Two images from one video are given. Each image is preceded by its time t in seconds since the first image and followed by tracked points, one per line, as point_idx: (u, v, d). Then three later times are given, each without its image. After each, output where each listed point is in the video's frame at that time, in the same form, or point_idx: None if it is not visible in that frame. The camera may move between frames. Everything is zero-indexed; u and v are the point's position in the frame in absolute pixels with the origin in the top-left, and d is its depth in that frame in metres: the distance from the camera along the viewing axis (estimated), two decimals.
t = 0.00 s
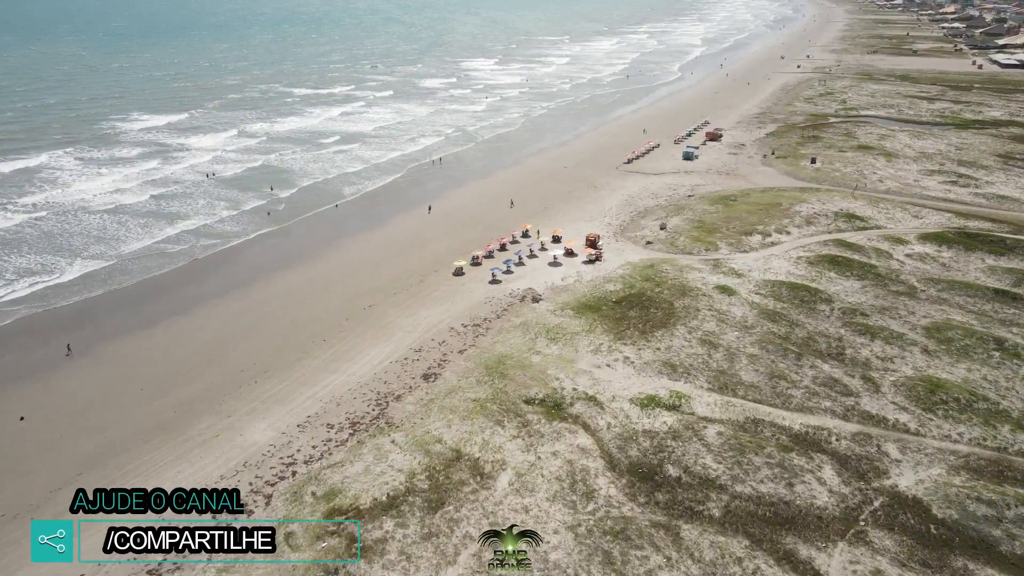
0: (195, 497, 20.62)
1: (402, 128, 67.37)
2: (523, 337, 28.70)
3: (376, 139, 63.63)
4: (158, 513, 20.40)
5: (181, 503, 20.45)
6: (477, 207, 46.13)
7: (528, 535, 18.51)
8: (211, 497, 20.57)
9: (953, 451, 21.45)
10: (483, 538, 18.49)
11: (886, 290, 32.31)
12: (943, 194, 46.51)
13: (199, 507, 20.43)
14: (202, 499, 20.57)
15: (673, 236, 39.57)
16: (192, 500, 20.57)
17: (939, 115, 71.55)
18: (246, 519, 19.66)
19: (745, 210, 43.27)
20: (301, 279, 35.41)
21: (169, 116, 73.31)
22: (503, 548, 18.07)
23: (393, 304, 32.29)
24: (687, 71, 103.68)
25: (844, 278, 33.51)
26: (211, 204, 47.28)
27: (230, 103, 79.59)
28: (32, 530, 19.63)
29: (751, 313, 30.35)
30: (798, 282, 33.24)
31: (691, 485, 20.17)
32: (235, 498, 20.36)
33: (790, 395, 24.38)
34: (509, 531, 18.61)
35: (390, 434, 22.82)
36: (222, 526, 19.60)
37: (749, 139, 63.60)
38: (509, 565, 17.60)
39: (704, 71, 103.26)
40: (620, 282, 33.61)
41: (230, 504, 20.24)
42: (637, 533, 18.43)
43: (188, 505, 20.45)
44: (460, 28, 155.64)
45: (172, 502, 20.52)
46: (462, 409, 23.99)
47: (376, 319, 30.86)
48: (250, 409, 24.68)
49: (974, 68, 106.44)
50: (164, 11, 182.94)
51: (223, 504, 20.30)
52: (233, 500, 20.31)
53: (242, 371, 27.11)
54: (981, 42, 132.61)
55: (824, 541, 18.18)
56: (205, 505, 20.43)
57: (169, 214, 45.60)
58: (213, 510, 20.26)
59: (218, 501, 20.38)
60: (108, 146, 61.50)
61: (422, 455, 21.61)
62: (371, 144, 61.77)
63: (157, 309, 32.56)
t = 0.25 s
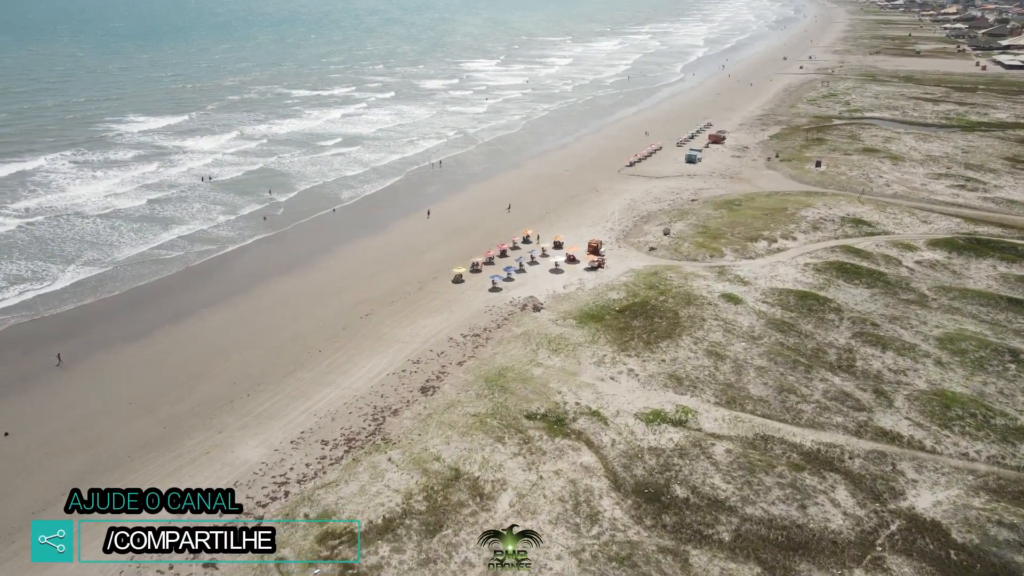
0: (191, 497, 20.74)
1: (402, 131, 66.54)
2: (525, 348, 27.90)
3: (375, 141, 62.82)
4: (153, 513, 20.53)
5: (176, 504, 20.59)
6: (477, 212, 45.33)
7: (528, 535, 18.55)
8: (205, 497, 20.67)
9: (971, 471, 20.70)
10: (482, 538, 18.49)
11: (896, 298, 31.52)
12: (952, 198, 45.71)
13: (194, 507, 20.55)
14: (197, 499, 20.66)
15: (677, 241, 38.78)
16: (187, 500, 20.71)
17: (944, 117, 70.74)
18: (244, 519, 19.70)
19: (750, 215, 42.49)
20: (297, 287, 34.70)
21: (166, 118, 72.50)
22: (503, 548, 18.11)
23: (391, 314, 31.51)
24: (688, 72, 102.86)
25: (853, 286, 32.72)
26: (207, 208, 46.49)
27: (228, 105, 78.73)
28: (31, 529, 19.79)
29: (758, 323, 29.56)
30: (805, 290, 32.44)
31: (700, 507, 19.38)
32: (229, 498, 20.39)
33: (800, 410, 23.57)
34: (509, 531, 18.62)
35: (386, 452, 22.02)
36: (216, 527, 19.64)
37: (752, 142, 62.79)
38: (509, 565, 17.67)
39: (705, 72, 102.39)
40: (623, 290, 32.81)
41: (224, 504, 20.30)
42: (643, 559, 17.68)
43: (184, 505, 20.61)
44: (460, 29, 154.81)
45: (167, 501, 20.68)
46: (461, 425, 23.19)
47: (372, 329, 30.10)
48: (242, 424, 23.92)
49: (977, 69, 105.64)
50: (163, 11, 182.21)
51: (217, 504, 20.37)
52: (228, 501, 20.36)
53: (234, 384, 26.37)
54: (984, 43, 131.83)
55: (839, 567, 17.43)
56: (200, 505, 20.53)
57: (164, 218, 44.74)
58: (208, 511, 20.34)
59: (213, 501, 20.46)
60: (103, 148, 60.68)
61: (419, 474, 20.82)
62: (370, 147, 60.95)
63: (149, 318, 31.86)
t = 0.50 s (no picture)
0: (191, 497, 20.78)
1: (401, 133, 65.85)
2: (525, 359, 27.23)
3: (374, 144, 62.11)
4: (153, 513, 20.54)
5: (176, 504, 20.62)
6: (476, 216, 44.61)
7: (528, 535, 18.60)
8: (205, 497, 20.71)
9: (987, 488, 20.06)
10: (482, 538, 18.50)
11: (905, 306, 30.86)
12: (959, 202, 45.04)
13: (194, 507, 20.60)
14: (197, 499, 20.70)
15: (680, 247, 38.12)
16: (188, 500, 20.75)
17: (949, 119, 70.04)
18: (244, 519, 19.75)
19: (754, 219, 41.83)
20: (293, 293, 34.02)
21: (163, 120, 71.77)
22: (503, 549, 18.16)
23: (389, 321, 30.78)
24: (689, 73, 102.19)
25: (860, 293, 32.05)
26: (204, 212, 45.78)
27: (225, 107, 77.98)
28: (32, 530, 19.72)
29: (765, 331, 28.87)
30: (812, 297, 31.76)
31: (707, 527, 18.70)
32: (229, 498, 20.45)
33: (810, 424, 22.88)
34: (509, 531, 18.67)
35: (383, 468, 21.33)
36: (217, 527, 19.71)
37: (755, 144, 62.13)
38: (509, 566, 17.74)
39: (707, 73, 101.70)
40: (626, 297, 32.14)
41: (224, 504, 20.35)
42: None
43: (185, 505, 20.66)
44: (460, 29, 154.14)
45: (167, 501, 20.71)
46: (461, 439, 22.51)
47: (369, 337, 29.40)
48: (235, 437, 23.24)
49: (980, 70, 104.90)
50: (161, 11, 181.33)
51: (217, 504, 20.41)
52: (228, 500, 20.42)
53: (227, 395, 25.68)
54: (986, 43, 131.09)
55: None
56: (201, 505, 20.57)
57: (158, 222, 44.01)
58: (208, 510, 20.38)
59: (213, 501, 20.50)
60: (99, 151, 59.96)
61: (417, 492, 20.14)
62: (368, 149, 60.27)
63: (142, 324, 31.19)
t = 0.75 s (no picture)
0: (192, 497, 20.83)
1: (400, 135, 65.13)
2: (526, 369, 26.54)
3: (372, 146, 61.41)
4: (154, 513, 20.58)
5: (172, 502, 20.73)
6: (477, 220, 43.93)
7: (528, 535, 18.61)
8: (205, 497, 20.78)
9: (1004, 507, 19.42)
10: (482, 539, 18.51)
11: (915, 314, 30.15)
12: (966, 206, 44.37)
13: (194, 507, 20.64)
14: (198, 499, 20.77)
15: (684, 252, 37.43)
16: (188, 500, 20.79)
17: (954, 121, 69.32)
18: (245, 519, 19.78)
19: (759, 223, 41.15)
20: (288, 300, 33.36)
21: (159, 121, 71.05)
22: (503, 548, 18.15)
23: (387, 329, 30.12)
24: (691, 74, 101.47)
25: (868, 300, 31.36)
26: (199, 216, 45.08)
27: (223, 108, 77.23)
28: (32, 530, 19.66)
29: (772, 341, 28.19)
30: (820, 305, 31.06)
31: (715, 549, 18.03)
32: (230, 498, 20.49)
33: (820, 439, 22.18)
34: (509, 531, 18.68)
35: (380, 485, 20.64)
36: (217, 526, 19.75)
37: (758, 146, 61.44)
38: (509, 565, 17.70)
39: (708, 74, 100.96)
40: (629, 304, 31.46)
41: (224, 504, 20.39)
42: None
43: (185, 505, 20.70)
44: (460, 30, 153.45)
45: (167, 501, 20.76)
46: (460, 454, 21.84)
47: (366, 346, 28.72)
48: (227, 451, 22.61)
49: (984, 71, 104.15)
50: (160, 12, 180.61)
51: (217, 504, 20.49)
52: (228, 501, 20.45)
53: (220, 408, 25.00)
54: (989, 44, 130.39)
55: None
56: (201, 505, 20.63)
57: (153, 226, 43.30)
58: (209, 510, 20.45)
59: (213, 501, 20.57)
60: (94, 153, 59.26)
61: (415, 510, 19.48)
62: (367, 152, 59.58)
63: (134, 333, 30.56)
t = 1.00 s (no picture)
0: (192, 497, 20.99)
1: (399, 137, 64.46)
2: (527, 381, 25.87)
3: (371, 148, 60.74)
4: (154, 513, 20.73)
5: (172, 502, 20.89)
6: (477, 225, 43.26)
7: (528, 535, 18.61)
8: (205, 497, 20.95)
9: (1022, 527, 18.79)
10: (482, 561, 17.86)
11: (925, 322, 29.48)
12: (973, 210, 43.72)
13: (194, 507, 20.79)
14: (198, 499, 20.91)
15: (687, 258, 36.76)
16: (187, 500, 20.95)
17: (958, 122, 68.63)
18: (244, 519, 19.90)
19: (763, 228, 40.50)
20: (284, 308, 32.71)
21: (156, 123, 70.36)
22: (503, 548, 18.16)
23: (384, 338, 29.48)
24: (692, 75, 100.76)
25: (876, 308, 30.68)
26: (195, 220, 44.41)
27: (220, 110, 76.53)
28: (32, 530, 19.81)
29: (779, 351, 27.52)
30: (827, 313, 30.38)
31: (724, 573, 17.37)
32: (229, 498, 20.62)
33: (831, 455, 21.48)
34: (509, 531, 18.68)
35: (377, 503, 19.97)
36: (217, 527, 19.90)
37: (761, 149, 60.77)
38: (509, 565, 17.68)
39: (710, 75, 100.24)
40: (632, 312, 30.79)
41: (224, 504, 20.53)
42: None
43: (186, 505, 20.85)
44: (460, 30, 152.76)
45: (167, 501, 20.90)
46: (459, 470, 21.16)
47: (363, 356, 28.08)
48: (220, 467, 21.99)
49: (987, 72, 103.48)
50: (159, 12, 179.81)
51: (217, 504, 20.64)
52: (228, 501, 20.58)
53: (212, 420, 24.38)
54: (991, 44, 129.74)
55: None
56: (201, 505, 20.80)
57: (148, 231, 42.58)
58: (209, 511, 20.60)
59: (214, 501, 20.72)
60: (90, 155, 58.55)
61: (412, 531, 18.82)
62: (366, 154, 58.89)
63: (125, 342, 29.93)
